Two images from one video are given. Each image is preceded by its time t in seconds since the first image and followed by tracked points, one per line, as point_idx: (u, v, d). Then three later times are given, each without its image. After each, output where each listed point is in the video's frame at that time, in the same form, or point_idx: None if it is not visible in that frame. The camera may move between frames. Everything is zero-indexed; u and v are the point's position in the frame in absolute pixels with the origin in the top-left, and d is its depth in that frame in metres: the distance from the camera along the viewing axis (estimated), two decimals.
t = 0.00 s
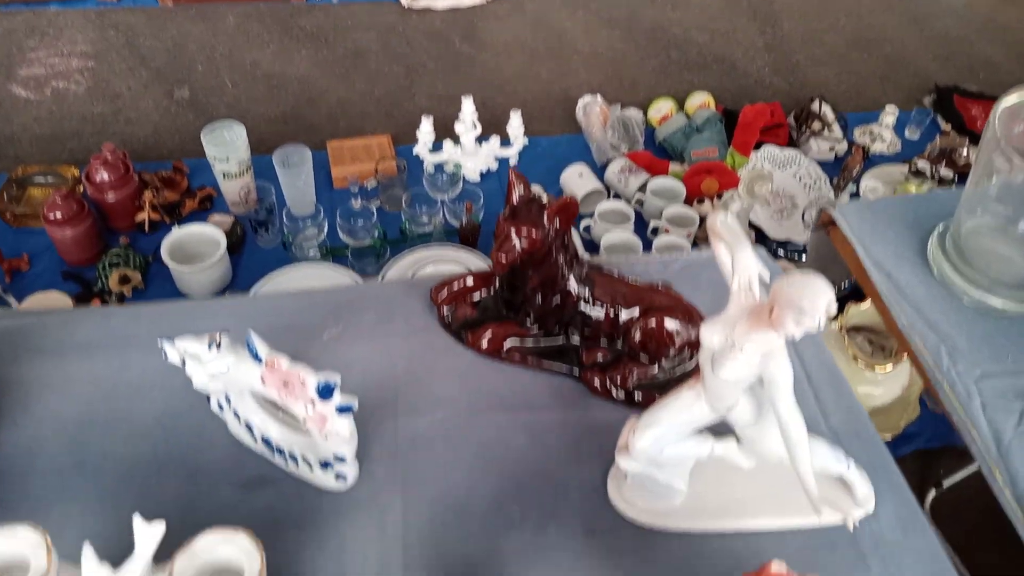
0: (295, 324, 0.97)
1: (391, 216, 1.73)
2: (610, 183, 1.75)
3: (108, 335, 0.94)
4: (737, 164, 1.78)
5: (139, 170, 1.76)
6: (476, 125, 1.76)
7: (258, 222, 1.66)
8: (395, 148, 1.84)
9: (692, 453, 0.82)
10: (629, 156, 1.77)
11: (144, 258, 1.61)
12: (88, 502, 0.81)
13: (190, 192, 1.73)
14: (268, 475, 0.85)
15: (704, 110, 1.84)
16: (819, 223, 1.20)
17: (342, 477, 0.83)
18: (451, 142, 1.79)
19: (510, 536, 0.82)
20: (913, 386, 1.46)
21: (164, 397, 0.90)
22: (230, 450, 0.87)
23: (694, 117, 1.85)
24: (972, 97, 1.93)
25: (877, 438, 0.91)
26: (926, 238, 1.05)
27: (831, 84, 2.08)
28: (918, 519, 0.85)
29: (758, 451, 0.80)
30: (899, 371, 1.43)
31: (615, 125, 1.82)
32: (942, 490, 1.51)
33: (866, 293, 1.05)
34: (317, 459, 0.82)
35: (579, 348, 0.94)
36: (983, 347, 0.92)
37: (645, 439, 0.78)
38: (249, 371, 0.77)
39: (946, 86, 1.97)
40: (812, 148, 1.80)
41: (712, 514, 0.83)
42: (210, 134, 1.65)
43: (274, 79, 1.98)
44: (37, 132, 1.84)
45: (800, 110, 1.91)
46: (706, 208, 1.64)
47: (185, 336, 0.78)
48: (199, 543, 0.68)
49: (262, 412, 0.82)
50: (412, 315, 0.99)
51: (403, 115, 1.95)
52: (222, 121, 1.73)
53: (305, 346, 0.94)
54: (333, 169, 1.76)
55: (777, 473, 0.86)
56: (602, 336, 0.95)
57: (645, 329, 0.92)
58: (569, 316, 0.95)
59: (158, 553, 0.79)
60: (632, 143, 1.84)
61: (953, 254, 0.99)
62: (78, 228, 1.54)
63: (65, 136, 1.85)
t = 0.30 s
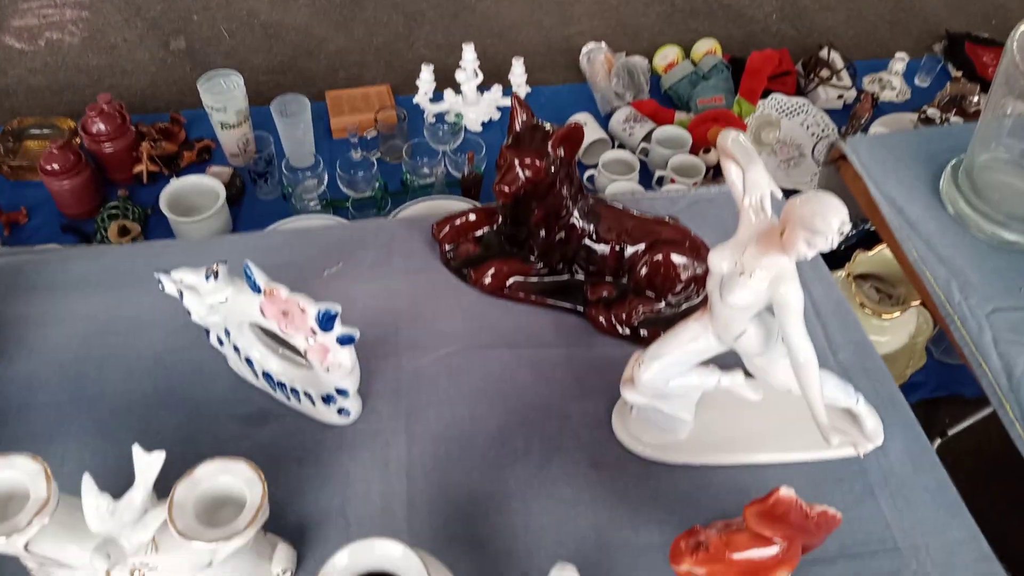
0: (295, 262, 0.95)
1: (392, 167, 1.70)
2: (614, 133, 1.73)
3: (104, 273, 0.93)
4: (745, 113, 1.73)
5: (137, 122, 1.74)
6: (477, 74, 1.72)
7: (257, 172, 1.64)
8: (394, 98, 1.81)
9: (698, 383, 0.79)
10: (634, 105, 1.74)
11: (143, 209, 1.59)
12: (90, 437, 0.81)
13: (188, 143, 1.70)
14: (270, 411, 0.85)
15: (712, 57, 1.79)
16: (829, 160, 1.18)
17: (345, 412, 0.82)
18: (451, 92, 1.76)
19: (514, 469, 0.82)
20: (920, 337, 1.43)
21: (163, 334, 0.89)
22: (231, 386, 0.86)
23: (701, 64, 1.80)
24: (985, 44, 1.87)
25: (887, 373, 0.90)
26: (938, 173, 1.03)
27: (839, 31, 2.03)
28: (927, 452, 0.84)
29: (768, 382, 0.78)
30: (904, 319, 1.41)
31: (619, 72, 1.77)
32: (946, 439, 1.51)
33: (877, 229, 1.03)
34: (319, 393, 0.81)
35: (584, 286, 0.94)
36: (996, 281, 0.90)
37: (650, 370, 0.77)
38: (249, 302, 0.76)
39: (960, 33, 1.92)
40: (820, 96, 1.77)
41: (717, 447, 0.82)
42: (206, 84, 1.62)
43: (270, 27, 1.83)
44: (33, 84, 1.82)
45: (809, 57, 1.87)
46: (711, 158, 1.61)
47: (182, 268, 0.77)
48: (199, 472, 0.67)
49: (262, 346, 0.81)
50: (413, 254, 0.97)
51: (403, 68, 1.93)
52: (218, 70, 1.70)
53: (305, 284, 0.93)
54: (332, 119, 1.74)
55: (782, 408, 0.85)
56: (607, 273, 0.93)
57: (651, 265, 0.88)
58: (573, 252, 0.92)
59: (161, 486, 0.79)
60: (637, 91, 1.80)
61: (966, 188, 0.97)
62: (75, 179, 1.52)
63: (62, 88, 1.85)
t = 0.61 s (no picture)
0: (292, 214, 0.95)
1: (390, 131, 1.68)
2: (615, 95, 1.70)
3: (98, 223, 0.92)
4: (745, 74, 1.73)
5: (131, 85, 1.72)
6: (475, 36, 1.70)
7: (254, 136, 1.63)
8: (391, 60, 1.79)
9: (699, 330, 0.79)
10: (634, 67, 1.72)
11: (140, 173, 1.57)
12: (88, 385, 0.81)
13: (184, 107, 1.69)
14: (268, 360, 0.85)
15: (712, 18, 1.77)
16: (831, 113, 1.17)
17: (344, 359, 0.82)
18: (450, 54, 1.74)
19: (514, 417, 0.82)
20: (920, 297, 1.43)
21: (159, 284, 0.88)
22: (229, 335, 0.86)
23: (702, 25, 1.78)
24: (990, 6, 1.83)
25: (888, 323, 0.90)
26: (942, 124, 1.02)
27: None
28: (928, 400, 0.84)
29: (768, 327, 0.78)
30: (904, 279, 1.40)
31: (619, 33, 1.75)
32: (945, 398, 1.51)
33: (880, 180, 1.03)
34: (318, 341, 0.81)
35: (583, 237, 0.93)
36: (998, 230, 0.90)
37: (650, 317, 0.77)
38: (245, 247, 0.75)
39: None
40: (822, 58, 1.74)
41: (717, 395, 0.82)
42: (201, 46, 1.59)
43: None
44: (25, 47, 1.79)
45: (811, 19, 1.84)
46: (712, 120, 1.59)
47: (178, 214, 0.76)
48: (198, 413, 0.66)
49: (259, 293, 0.80)
50: (409, 205, 0.97)
51: (399, 28, 1.89)
52: (213, 31, 1.67)
53: (303, 236, 0.93)
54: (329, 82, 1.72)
55: (782, 354, 0.85)
56: (607, 223, 0.92)
57: (652, 214, 0.88)
58: (573, 202, 0.91)
59: (160, 433, 0.79)
60: (638, 53, 1.77)
61: (969, 137, 0.96)
62: (71, 143, 1.50)
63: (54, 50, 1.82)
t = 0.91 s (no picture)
0: (301, 164, 0.94)
1: (397, 93, 1.67)
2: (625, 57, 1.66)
3: (107, 173, 0.92)
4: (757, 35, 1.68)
5: (136, 47, 1.70)
6: None
7: (260, 97, 1.60)
8: (399, 21, 1.77)
9: (713, 277, 0.77)
10: (645, 27, 1.69)
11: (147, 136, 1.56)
12: (99, 332, 0.81)
13: (190, 68, 1.66)
14: (278, 308, 0.85)
15: None
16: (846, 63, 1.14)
17: (355, 307, 0.82)
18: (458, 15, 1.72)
19: (525, 365, 0.82)
20: (934, 260, 1.42)
21: (168, 233, 0.88)
22: (238, 283, 0.86)
23: None
24: None
25: (905, 273, 0.89)
26: (961, 72, 1.00)
27: None
28: (945, 348, 0.83)
29: (783, 271, 0.77)
30: (918, 241, 1.39)
31: None
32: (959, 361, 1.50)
33: (897, 131, 1.01)
34: (328, 288, 0.80)
35: (596, 185, 0.92)
36: (1019, 179, 0.88)
37: (664, 263, 0.75)
38: (254, 188, 0.74)
39: None
40: (836, 18, 1.70)
41: (731, 342, 0.82)
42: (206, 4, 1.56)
43: None
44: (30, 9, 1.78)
45: None
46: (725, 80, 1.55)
47: (185, 156, 0.75)
48: (209, 353, 0.66)
49: (269, 240, 0.80)
50: (418, 155, 0.96)
51: None
52: None
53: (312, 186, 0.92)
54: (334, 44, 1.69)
55: (799, 303, 0.84)
56: (620, 172, 0.91)
57: (666, 161, 0.86)
58: (585, 150, 0.90)
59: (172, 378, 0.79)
60: (648, 14, 1.74)
61: (989, 84, 0.94)
62: (78, 105, 1.47)
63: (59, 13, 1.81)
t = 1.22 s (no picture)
0: (316, 135, 0.93)
1: (407, 70, 1.67)
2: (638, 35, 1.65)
3: (123, 144, 0.92)
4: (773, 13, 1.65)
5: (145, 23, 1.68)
6: None
7: (271, 75, 1.60)
8: None
9: (736, 248, 0.76)
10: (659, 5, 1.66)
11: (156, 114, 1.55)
12: (115, 300, 0.80)
13: (199, 44, 1.65)
14: (295, 278, 0.84)
15: None
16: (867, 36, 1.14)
17: (372, 278, 0.81)
18: None
19: (543, 337, 0.81)
20: (949, 243, 1.39)
21: (184, 202, 0.88)
22: (255, 252, 0.85)
23: None
24: None
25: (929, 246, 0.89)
26: (988, 45, 0.98)
27: None
28: (969, 323, 0.83)
29: (808, 245, 0.76)
30: (933, 222, 1.37)
31: None
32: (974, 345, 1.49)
33: (920, 104, 1.00)
34: (345, 259, 0.80)
35: (615, 157, 0.92)
36: None
37: (686, 233, 0.74)
38: (271, 155, 0.73)
39: None
40: None
41: (752, 316, 0.81)
42: None
43: None
44: None
45: None
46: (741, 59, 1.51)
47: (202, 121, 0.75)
48: (229, 320, 0.65)
49: (286, 209, 0.79)
50: (435, 126, 0.96)
51: None
52: None
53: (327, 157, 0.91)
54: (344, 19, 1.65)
55: (821, 278, 0.84)
56: (640, 142, 0.91)
57: (687, 131, 0.85)
58: (605, 120, 0.89)
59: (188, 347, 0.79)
60: None
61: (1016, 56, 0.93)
62: (87, 81, 1.46)
63: None
